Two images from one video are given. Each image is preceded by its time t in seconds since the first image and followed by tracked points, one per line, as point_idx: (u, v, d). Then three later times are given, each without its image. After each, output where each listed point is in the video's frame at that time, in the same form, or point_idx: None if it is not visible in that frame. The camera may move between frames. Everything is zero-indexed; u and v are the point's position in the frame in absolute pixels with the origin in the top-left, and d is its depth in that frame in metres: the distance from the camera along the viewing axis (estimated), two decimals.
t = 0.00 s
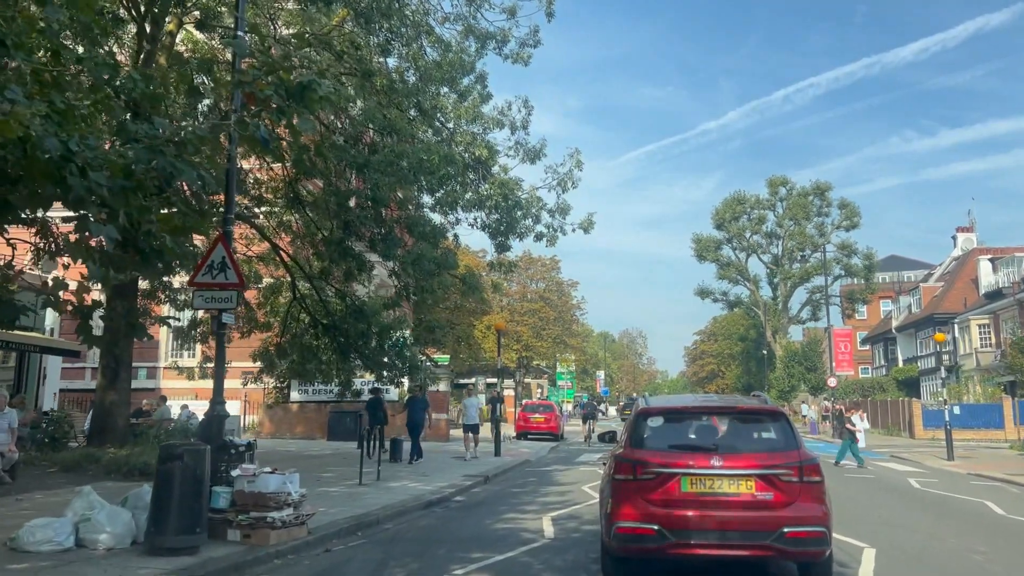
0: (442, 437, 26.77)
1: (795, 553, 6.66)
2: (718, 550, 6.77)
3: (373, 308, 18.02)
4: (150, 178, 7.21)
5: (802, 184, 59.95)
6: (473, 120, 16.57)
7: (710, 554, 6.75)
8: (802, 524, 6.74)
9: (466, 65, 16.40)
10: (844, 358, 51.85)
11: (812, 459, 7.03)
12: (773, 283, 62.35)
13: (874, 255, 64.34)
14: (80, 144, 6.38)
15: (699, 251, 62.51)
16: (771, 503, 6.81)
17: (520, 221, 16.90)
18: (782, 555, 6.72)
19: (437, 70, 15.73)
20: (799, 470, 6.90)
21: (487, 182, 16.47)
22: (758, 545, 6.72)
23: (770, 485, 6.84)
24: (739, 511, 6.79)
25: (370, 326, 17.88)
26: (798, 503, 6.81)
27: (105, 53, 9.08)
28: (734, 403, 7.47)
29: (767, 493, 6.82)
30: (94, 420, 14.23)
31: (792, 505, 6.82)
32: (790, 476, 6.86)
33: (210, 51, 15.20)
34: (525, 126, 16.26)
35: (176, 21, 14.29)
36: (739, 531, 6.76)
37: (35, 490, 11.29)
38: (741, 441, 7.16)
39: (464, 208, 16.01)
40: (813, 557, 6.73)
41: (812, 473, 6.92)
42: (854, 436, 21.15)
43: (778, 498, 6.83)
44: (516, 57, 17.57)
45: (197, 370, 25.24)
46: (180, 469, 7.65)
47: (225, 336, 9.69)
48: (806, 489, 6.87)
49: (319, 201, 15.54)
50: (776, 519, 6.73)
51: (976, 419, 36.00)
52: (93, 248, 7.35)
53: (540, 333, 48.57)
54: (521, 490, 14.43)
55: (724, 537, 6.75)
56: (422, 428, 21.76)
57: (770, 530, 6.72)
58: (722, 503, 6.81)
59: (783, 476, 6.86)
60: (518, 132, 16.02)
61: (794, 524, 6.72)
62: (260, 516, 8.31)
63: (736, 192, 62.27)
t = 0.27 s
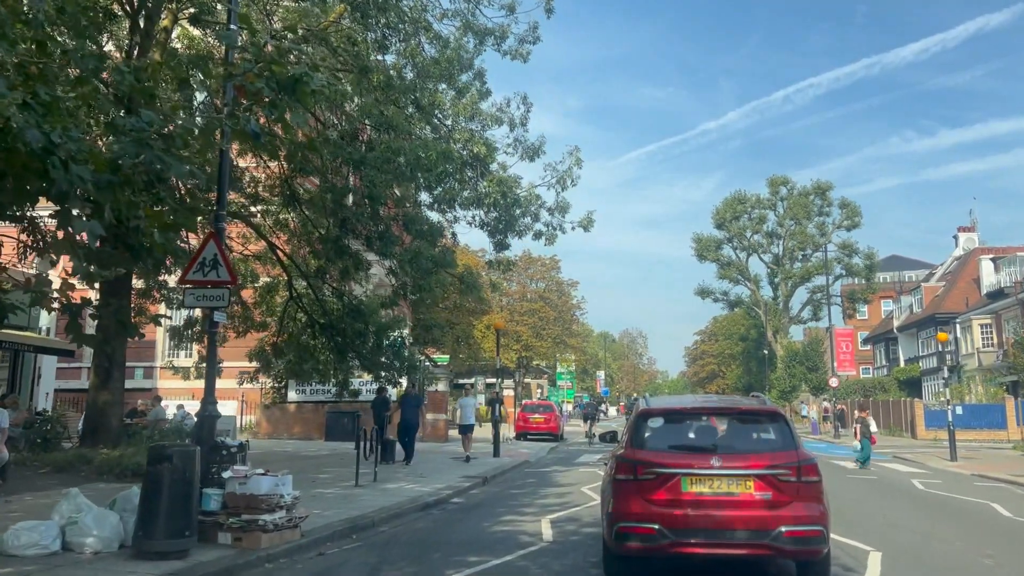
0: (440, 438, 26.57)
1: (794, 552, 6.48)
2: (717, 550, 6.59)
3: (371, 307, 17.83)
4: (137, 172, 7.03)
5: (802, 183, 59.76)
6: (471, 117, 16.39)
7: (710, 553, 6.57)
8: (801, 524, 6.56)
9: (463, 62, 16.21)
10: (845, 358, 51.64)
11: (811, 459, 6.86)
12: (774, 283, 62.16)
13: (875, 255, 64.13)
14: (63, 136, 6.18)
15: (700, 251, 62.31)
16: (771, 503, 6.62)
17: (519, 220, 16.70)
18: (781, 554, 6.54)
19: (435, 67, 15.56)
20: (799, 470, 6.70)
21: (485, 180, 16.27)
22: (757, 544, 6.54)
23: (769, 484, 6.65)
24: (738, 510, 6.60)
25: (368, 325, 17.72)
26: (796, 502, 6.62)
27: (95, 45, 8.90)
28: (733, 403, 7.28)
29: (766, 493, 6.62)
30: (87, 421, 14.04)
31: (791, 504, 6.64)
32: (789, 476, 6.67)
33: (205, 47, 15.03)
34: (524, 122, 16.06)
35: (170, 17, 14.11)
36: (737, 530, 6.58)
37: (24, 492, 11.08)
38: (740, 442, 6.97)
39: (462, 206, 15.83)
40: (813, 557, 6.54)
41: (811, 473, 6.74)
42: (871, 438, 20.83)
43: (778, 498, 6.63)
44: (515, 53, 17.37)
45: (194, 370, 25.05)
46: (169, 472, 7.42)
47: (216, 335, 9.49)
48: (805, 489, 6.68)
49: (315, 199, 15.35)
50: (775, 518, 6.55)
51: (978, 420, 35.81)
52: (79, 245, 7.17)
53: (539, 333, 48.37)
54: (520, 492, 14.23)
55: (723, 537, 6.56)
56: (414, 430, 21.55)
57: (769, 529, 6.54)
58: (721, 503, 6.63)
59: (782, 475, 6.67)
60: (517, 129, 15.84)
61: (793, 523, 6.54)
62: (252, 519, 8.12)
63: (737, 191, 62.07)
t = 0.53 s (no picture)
0: (439, 438, 26.43)
1: (790, 547, 6.55)
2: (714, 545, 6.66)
3: (369, 307, 17.75)
4: (128, 168, 6.91)
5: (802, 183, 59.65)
6: (469, 115, 16.27)
7: (707, 547, 6.64)
8: (796, 519, 6.64)
9: (462, 59, 16.07)
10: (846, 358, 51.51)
11: (806, 457, 6.93)
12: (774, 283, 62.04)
13: (875, 255, 64.02)
14: (49, 129, 6.05)
15: (700, 251, 62.20)
16: (766, 498, 6.69)
17: (516, 219, 16.59)
18: (777, 549, 6.61)
19: (432, 64, 15.50)
20: (795, 467, 6.77)
21: (483, 178, 16.14)
22: (754, 539, 6.62)
23: (765, 481, 6.72)
24: (735, 507, 6.67)
25: (366, 325, 17.60)
26: (792, 498, 6.69)
27: (90, 40, 8.79)
28: (730, 402, 7.33)
29: (762, 489, 6.69)
30: (82, 420, 13.91)
31: (785, 500, 6.71)
32: (784, 473, 6.73)
33: (202, 45, 14.90)
34: (523, 120, 15.93)
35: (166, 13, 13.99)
36: (732, 525, 6.67)
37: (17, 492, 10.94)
38: (736, 440, 7.03)
39: (460, 204, 15.70)
40: (808, 552, 6.61)
41: (807, 470, 6.80)
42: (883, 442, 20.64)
43: (773, 494, 6.70)
44: (514, 50, 17.25)
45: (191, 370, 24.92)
46: (160, 473, 7.30)
47: (211, 334, 9.37)
48: (799, 486, 6.75)
49: (312, 197, 15.25)
50: (770, 514, 6.61)
51: (979, 420, 35.69)
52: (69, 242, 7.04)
53: (539, 332, 48.28)
54: (519, 493, 14.10)
55: (720, 532, 6.64)
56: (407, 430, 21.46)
57: (764, 524, 6.62)
58: (718, 499, 6.70)
59: (778, 473, 6.73)
60: (515, 127, 15.72)
61: (788, 519, 6.61)
62: (246, 521, 7.99)
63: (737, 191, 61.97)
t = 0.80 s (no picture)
0: (438, 438, 26.32)
1: (783, 540, 6.87)
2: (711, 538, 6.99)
3: (367, 306, 17.63)
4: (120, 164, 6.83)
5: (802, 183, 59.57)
6: (468, 112, 16.16)
7: (704, 540, 6.96)
8: (787, 513, 6.96)
9: (461, 57, 15.97)
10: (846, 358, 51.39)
11: (798, 454, 7.24)
12: (773, 283, 61.93)
13: (875, 255, 63.92)
14: (36, 123, 5.96)
15: (700, 251, 62.09)
16: (760, 494, 7.00)
17: (515, 218, 16.48)
18: (771, 541, 6.94)
19: (431, 62, 15.38)
20: (787, 464, 7.09)
21: (482, 176, 16.04)
22: (748, 531, 6.94)
23: (760, 477, 7.04)
24: (730, 501, 6.99)
25: (364, 325, 17.50)
26: (784, 494, 7.01)
27: (84, 36, 8.72)
28: (726, 402, 7.66)
29: (756, 485, 7.01)
30: (78, 420, 13.78)
31: (778, 496, 7.02)
32: (777, 469, 7.05)
33: (198, 42, 14.79)
34: (522, 118, 15.83)
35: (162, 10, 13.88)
36: (728, 519, 6.97)
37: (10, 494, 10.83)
38: (733, 438, 7.36)
39: (458, 203, 15.60)
40: (799, 543, 6.94)
41: (799, 466, 7.12)
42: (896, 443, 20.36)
43: (767, 490, 7.01)
44: (513, 48, 17.15)
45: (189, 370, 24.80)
46: (152, 473, 7.19)
47: (205, 333, 9.26)
48: (792, 482, 7.06)
49: (310, 196, 15.13)
50: (764, 508, 6.93)
51: (980, 420, 35.60)
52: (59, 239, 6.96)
53: (539, 332, 48.16)
54: (518, 493, 14.00)
55: (715, 525, 6.96)
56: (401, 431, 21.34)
57: (757, 518, 6.93)
58: (714, 494, 7.02)
59: (771, 469, 7.05)
60: (514, 125, 15.63)
61: (780, 513, 6.94)
62: (239, 522, 7.89)
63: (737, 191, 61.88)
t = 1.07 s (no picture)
0: (437, 438, 26.17)
1: (776, 531, 7.37)
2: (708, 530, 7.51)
3: (365, 305, 17.49)
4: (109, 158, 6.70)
5: (803, 182, 59.42)
6: (467, 109, 16.01)
7: (702, 531, 7.48)
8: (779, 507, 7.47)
9: (459, 54, 15.83)
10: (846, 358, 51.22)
11: (790, 451, 7.76)
12: (774, 283, 61.76)
13: (875, 254, 63.77)
14: (21, 116, 5.84)
15: (700, 250, 61.91)
16: (754, 488, 7.51)
17: (514, 216, 16.35)
18: (764, 533, 7.45)
19: (430, 59, 15.23)
20: (779, 460, 7.60)
21: (480, 174, 15.90)
22: (743, 523, 7.46)
23: (754, 472, 7.55)
24: (726, 496, 7.51)
25: (361, 324, 17.37)
26: (777, 488, 7.51)
27: (76, 31, 8.60)
28: (723, 402, 8.18)
29: (751, 479, 7.52)
30: (72, 420, 13.63)
31: (772, 490, 7.53)
32: (770, 465, 7.56)
33: (194, 38, 14.65)
34: (521, 115, 15.69)
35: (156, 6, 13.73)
36: (724, 512, 7.48)
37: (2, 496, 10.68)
38: (729, 436, 7.88)
39: (457, 200, 15.46)
40: (791, 535, 7.45)
41: (790, 462, 7.64)
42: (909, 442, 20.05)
43: (760, 484, 7.52)
44: (512, 45, 17.00)
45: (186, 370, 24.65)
46: (143, 475, 7.06)
47: (199, 332, 9.11)
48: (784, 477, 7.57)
49: (306, 194, 15.02)
50: (758, 501, 7.44)
51: (981, 420, 35.45)
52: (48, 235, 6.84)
53: (538, 332, 47.99)
54: (517, 494, 13.88)
55: (713, 517, 7.47)
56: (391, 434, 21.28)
57: (751, 511, 7.44)
58: (712, 488, 7.53)
59: (765, 465, 7.57)
60: (513, 122, 15.49)
61: (773, 507, 7.45)
62: (232, 524, 7.74)
63: (737, 190, 61.71)
